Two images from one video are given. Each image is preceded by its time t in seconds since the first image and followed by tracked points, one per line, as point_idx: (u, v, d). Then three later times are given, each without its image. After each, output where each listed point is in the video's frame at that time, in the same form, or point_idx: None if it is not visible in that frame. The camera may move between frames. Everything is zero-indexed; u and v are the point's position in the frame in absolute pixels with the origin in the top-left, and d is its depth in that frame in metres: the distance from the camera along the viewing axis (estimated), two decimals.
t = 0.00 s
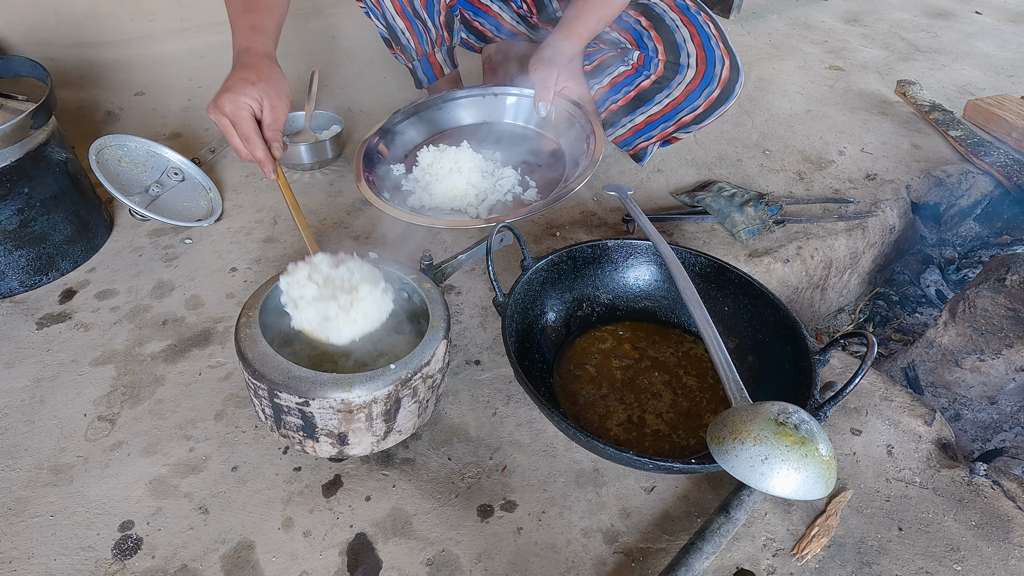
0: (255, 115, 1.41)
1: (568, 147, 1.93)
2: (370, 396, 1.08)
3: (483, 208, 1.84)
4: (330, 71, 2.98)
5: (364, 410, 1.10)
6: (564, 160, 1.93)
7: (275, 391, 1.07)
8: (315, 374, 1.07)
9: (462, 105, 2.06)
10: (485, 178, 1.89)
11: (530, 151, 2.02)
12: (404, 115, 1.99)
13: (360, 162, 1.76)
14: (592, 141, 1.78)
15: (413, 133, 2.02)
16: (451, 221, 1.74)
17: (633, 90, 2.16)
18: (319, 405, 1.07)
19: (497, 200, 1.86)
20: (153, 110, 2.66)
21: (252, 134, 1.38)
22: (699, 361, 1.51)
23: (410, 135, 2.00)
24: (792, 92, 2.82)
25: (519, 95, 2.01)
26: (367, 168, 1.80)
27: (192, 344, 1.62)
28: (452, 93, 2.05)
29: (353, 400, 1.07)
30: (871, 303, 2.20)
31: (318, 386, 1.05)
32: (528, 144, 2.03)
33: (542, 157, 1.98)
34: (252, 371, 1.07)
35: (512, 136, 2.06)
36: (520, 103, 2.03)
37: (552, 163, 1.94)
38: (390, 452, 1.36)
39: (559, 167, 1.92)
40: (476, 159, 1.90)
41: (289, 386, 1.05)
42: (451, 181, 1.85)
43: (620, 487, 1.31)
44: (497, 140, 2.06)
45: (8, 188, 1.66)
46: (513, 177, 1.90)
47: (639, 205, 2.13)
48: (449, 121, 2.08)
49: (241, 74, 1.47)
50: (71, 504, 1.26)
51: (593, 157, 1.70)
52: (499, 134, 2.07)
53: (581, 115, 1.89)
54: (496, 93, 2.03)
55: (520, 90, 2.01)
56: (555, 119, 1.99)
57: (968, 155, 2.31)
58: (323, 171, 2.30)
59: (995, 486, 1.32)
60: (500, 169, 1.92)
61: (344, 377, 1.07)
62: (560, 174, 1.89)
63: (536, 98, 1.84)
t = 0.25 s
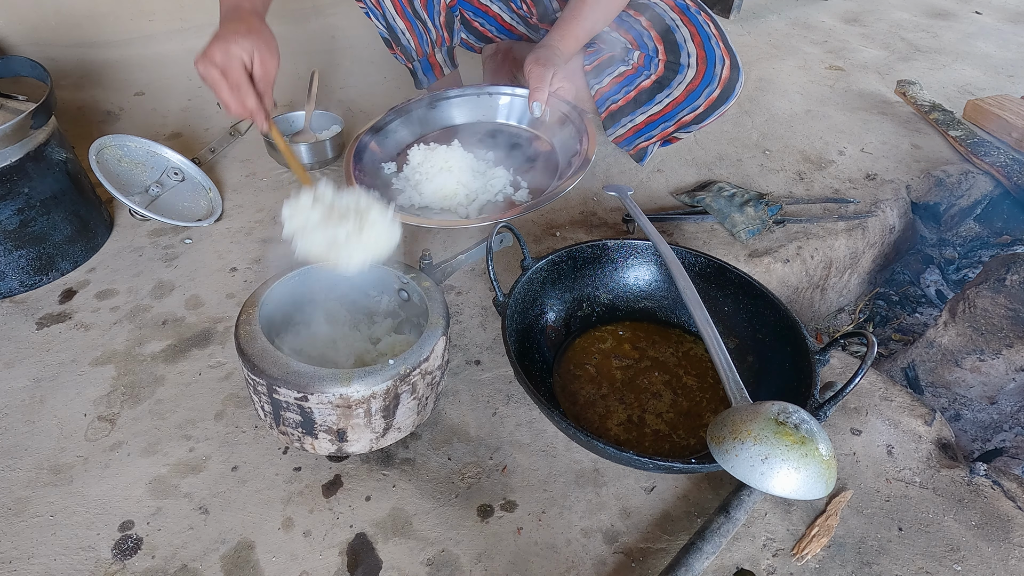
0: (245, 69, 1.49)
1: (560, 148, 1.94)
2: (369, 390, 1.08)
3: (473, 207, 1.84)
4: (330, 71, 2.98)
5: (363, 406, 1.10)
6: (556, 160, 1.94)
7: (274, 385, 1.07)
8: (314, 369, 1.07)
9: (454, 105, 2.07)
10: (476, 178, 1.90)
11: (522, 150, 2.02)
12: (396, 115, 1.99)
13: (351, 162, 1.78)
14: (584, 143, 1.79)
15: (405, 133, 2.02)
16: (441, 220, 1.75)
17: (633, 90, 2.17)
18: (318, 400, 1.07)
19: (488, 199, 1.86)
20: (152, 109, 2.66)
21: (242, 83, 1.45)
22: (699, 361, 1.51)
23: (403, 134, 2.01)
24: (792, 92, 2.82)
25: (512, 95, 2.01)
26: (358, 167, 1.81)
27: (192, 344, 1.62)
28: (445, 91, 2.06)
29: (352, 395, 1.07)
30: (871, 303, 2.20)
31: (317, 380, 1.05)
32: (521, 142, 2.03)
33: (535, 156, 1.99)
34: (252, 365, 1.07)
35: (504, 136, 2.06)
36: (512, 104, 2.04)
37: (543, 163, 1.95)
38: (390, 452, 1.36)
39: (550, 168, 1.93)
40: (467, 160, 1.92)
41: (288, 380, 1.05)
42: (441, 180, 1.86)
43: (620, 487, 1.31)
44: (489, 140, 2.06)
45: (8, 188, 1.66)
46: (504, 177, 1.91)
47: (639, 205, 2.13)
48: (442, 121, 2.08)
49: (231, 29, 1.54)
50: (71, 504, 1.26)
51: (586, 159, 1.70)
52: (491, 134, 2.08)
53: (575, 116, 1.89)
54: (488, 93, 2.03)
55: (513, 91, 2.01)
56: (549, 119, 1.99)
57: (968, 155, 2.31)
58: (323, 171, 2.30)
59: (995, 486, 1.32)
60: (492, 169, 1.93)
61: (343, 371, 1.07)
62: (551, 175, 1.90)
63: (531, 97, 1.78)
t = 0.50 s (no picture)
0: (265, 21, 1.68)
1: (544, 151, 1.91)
2: (369, 392, 1.08)
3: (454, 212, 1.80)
4: (330, 71, 2.98)
5: (363, 407, 1.10)
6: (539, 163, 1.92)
7: (274, 387, 1.07)
8: (315, 371, 1.07)
9: (438, 111, 2.06)
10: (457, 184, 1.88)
11: (505, 155, 2.01)
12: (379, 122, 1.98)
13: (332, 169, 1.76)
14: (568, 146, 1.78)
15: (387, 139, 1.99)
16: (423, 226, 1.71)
17: (633, 90, 2.16)
18: (319, 402, 1.07)
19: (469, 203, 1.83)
20: (152, 109, 2.66)
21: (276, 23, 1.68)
22: (699, 361, 1.51)
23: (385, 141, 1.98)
24: (792, 92, 2.82)
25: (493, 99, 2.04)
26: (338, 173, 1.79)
27: (192, 344, 1.62)
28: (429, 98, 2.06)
29: (353, 397, 1.07)
30: (871, 303, 2.20)
31: (318, 382, 1.05)
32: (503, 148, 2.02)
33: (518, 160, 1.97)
34: (252, 367, 1.07)
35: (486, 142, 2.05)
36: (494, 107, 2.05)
37: (527, 165, 1.93)
38: (390, 452, 1.36)
39: (533, 171, 1.91)
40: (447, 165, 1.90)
41: (289, 382, 1.05)
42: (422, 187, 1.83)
43: (620, 487, 1.31)
44: (472, 144, 2.03)
45: (8, 188, 1.66)
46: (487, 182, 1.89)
47: (639, 205, 2.13)
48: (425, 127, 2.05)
49: None
50: (71, 504, 1.26)
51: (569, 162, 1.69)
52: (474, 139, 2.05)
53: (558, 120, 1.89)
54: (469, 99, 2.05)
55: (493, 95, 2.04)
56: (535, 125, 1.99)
57: (968, 155, 2.31)
58: (323, 171, 2.30)
59: (995, 486, 1.32)
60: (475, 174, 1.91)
61: (344, 373, 1.07)
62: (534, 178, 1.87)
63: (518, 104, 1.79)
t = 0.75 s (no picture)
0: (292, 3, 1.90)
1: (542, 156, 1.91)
2: (369, 393, 1.08)
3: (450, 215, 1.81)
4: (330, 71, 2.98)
5: (364, 408, 1.11)
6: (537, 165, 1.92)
7: (274, 387, 1.07)
8: (315, 372, 1.07)
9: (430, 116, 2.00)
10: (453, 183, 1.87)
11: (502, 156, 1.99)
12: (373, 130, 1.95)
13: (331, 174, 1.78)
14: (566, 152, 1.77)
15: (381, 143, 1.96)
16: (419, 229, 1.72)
17: (633, 90, 2.16)
18: (319, 402, 1.07)
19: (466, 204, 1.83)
20: (151, 109, 2.66)
21: None
22: (699, 361, 1.51)
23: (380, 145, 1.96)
24: (792, 92, 2.82)
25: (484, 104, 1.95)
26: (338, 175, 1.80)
27: (192, 344, 1.62)
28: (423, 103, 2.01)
29: (353, 397, 1.07)
30: (871, 303, 2.20)
31: (318, 382, 1.06)
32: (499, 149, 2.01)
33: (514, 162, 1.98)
34: (252, 367, 1.07)
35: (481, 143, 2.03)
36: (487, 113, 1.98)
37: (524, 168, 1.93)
38: (390, 452, 1.36)
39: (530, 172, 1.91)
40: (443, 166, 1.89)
41: (289, 383, 1.05)
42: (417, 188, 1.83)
43: (620, 487, 1.31)
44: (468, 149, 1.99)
45: (8, 188, 1.66)
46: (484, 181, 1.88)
47: (639, 205, 2.13)
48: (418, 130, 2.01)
49: None
50: (72, 504, 1.26)
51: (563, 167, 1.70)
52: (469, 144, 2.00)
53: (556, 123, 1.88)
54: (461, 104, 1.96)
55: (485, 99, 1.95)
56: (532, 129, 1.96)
57: (968, 155, 2.31)
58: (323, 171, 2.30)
59: (995, 486, 1.32)
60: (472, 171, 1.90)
61: (344, 374, 1.07)
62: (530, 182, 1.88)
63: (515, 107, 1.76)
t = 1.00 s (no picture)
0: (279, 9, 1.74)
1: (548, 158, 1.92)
2: (370, 393, 1.08)
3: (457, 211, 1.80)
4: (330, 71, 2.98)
5: (364, 407, 1.10)
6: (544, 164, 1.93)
7: (274, 387, 1.07)
8: (315, 372, 1.07)
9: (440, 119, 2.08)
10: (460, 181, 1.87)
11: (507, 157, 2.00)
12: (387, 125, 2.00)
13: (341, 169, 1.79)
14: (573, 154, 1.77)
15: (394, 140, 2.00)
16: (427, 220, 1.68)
17: (633, 90, 2.16)
18: (319, 402, 1.07)
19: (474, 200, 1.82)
20: (151, 109, 2.66)
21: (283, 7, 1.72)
22: (699, 361, 1.51)
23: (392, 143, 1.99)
24: (792, 92, 2.82)
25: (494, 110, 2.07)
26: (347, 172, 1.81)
27: (192, 344, 1.62)
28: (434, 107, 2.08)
29: (353, 397, 1.07)
30: (871, 303, 2.20)
31: (318, 382, 1.06)
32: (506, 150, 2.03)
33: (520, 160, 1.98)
34: (252, 367, 1.07)
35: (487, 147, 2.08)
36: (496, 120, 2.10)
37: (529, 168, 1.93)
38: (390, 452, 1.36)
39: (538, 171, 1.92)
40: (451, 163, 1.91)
41: (289, 383, 1.05)
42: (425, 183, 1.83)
43: (620, 487, 1.31)
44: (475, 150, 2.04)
45: (7, 188, 1.66)
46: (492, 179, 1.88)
47: (639, 205, 2.13)
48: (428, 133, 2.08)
49: None
50: (71, 504, 1.26)
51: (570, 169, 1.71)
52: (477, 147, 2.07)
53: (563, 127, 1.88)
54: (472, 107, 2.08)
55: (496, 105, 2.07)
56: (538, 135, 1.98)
57: (968, 155, 2.31)
58: (322, 171, 2.30)
59: (995, 486, 1.32)
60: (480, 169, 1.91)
61: (344, 374, 1.07)
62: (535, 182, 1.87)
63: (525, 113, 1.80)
